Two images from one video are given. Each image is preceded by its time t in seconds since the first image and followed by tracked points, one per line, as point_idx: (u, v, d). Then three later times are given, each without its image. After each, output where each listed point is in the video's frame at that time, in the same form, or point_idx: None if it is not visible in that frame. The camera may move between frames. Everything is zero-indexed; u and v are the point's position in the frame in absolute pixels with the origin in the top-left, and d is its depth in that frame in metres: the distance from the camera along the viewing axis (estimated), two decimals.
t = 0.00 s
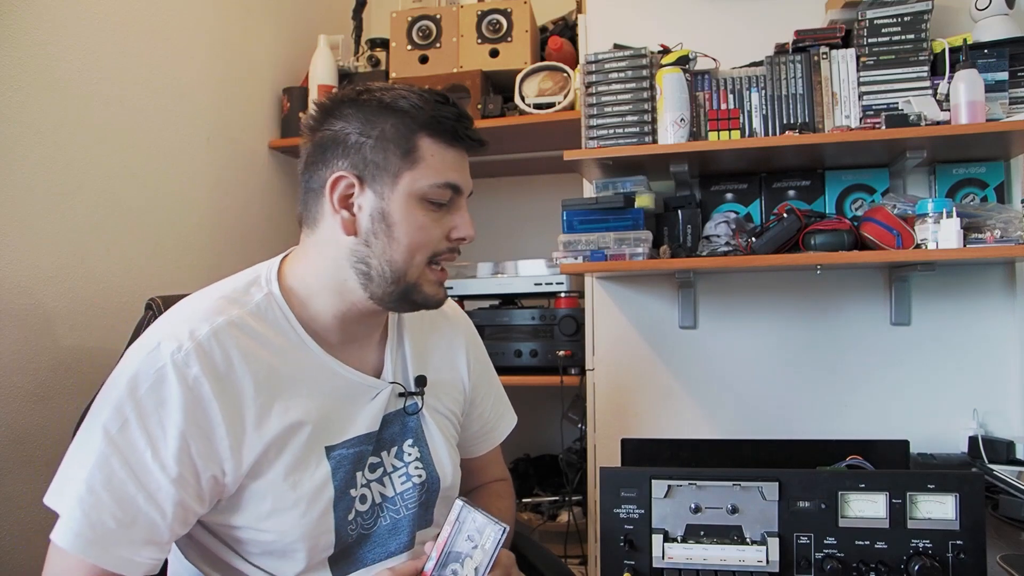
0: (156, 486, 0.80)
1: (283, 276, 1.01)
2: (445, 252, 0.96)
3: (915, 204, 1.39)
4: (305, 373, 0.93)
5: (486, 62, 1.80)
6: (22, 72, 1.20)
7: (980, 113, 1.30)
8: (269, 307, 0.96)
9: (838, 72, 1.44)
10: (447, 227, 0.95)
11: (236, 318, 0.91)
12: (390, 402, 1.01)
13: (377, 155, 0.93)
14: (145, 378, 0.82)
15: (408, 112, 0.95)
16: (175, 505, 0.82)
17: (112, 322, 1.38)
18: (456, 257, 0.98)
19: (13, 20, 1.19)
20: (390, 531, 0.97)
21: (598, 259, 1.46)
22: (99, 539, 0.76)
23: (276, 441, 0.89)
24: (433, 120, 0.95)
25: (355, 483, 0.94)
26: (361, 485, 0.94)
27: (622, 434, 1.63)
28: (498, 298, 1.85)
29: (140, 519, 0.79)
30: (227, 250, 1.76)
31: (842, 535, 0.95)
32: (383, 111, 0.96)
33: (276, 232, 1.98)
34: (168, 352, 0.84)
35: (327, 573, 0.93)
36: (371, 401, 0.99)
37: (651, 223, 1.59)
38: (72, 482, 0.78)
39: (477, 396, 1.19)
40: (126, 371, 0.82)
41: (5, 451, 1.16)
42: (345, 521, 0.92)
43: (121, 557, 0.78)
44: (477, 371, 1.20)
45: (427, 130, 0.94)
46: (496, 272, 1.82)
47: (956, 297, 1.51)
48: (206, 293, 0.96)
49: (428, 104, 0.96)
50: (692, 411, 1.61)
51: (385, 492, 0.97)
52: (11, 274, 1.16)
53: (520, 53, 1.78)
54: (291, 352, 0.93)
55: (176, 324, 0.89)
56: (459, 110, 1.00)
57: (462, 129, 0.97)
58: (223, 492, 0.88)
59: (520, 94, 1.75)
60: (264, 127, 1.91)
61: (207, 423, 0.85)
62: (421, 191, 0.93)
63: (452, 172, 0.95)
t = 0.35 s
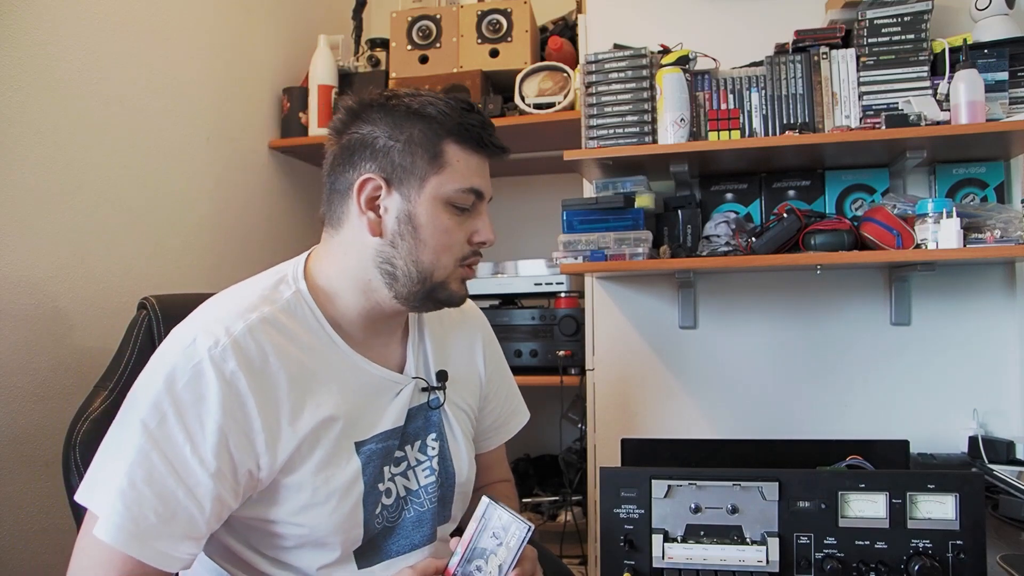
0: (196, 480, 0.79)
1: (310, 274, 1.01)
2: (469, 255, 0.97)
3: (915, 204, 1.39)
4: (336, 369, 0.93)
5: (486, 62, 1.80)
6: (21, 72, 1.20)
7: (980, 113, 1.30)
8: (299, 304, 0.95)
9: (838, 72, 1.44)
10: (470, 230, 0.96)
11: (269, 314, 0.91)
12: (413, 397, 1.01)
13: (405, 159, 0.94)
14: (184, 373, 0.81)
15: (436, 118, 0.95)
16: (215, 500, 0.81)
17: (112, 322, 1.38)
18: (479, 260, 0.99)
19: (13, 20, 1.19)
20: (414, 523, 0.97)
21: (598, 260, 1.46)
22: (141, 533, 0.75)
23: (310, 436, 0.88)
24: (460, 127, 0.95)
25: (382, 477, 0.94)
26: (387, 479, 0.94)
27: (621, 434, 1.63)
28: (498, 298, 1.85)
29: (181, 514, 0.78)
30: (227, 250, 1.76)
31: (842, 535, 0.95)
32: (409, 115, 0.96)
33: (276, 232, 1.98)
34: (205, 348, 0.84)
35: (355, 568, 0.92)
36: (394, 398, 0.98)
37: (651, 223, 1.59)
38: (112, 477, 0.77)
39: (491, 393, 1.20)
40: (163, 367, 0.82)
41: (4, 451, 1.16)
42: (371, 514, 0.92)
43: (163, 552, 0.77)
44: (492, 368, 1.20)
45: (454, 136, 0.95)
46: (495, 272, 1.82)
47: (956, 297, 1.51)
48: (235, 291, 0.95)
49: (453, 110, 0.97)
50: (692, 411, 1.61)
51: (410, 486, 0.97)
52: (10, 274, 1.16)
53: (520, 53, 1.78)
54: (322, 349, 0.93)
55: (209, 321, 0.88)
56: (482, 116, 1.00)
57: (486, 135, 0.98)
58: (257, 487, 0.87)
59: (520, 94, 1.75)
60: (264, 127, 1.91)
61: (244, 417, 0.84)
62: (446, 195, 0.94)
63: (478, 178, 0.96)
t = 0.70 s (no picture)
0: (205, 476, 0.79)
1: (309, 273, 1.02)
2: (349, 239, 0.89)
3: (915, 204, 1.39)
4: (340, 366, 0.94)
5: (486, 62, 1.80)
6: (22, 72, 1.20)
7: (980, 113, 1.30)
8: (302, 302, 0.97)
9: (838, 72, 1.44)
10: (339, 213, 0.90)
11: (273, 313, 0.92)
12: (419, 400, 1.01)
13: (279, 167, 0.96)
14: (190, 370, 0.81)
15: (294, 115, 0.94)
16: (224, 497, 0.80)
17: (112, 322, 1.38)
18: (369, 241, 0.90)
19: (13, 20, 1.19)
20: (422, 527, 0.97)
21: (598, 260, 1.46)
22: (152, 529, 0.74)
23: (315, 432, 0.88)
24: (291, 116, 0.92)
25: (391, 479, 0.93)
26: (396, 483, 0.94)
27: (621, 434, 1.63)
28: (498, 298, 1.85)
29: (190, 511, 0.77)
30: (228, 250, 1.76)
31: (842, 535, 0.95)
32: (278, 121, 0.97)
33: (276, 232, 1.98)
34: (211, 345, 0.84)
35: (362, 567, 0.91)
36: (399, 396, 0.98)
37: (651, 223, 1.59)
38: (121, 475, 0.76)
39: (493, 392, 1.20)
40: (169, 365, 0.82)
41: (4, 451, 1.16)
42: (383, 517, 0.92)
43: (173, 549, 0.76)
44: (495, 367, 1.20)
45: (293, 126, 0.92)
46: (496, 272, 1.82)
47: (956, 297, 1.51)
48: (238, 294, 0.96)
49: (296, 99, 0.93)
50: (692, 411, 1.61)
51: (418, 490, 0.97)
52: (10, 274, 1.16)
53: (520, 53, 1.78)
54: (325, 348, 0.94)
55: (214, 321, 0.89)
56: (336, 84, 0.92)
57: (325, 106, 0.90)
58: (263, 485, 0.86)
59: (520, 94, 1.75)
60: (264, 127, 1.91)
61: (251, 413, 0.84)
62: (302, 186, 0.91)
63: (322, 156, 0.89)
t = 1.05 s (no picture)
0: (172, 477, 0.79)
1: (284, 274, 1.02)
2: (342, 262, 0.90)
3: (915, 204, 1.39)
4: (311, 368, 0.94)
5: (486, 62, 1.80)
6: (23, 72, 1.20)
7: (980, 113, 1.30)
8: (276, 304, 0.97)
9: (838, 72, 1.44)
10: (335, 234, 0.90)
11: (244, 314, 0.92)
12: (395, 404, 1.01)
13: (274, 171, 0.95)
14: (157, 370, 0.82)
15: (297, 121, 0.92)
16: (190, 498, 0.80)
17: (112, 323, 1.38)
18: (361, 265, 0.90)
19: (13, 21, 1.19)
20: (399, 531, 0.97)
21: (598, 259, 1.46)
22: (117, 530, 0.75)
23: (285, 433, 0.88)
24: (296, 126, 0.90)
25: (365, 484, 0.93)
26: (370, 488, 0.93)
27: (622, 434, 1.63)
28: (498, 298, 1.85)
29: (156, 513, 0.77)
30: (228, 250, 1.76)
31: (842, 535, 0.95)
32: (279, 124, 0.96)
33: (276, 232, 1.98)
34: (179, 346, 0.84)
35: (336, 570, 0.92)
36: (375, 400, 0.98)
37: (651, 223, 1.59)
38: (87, 476, 0.76)
39: (475, 396, 1.19)
40: (138, 365, 0.82)
41: (4, 451, 1.16)
42: (357, 523, 0.92)
43: (139, 550, 0.76)
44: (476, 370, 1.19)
45: (297, 137, 0.90)
46: (496, 272, 1.82)
47: (956, 297, 1.51)
48: (211, 294, 0.96)
49: (303, 108, 0.92)
50: (692, 411, 1.61)
51: (394, 494, 0.96)
52: (10, 274, 1.16)
53: (520, 53, 1.78)
54: (297, 349, 0.94)
55: (184, 322, 0.89)
56: (348, 103, 0.91)
57: (335, 126, 0.89)
58: (234, 487, 0.87)
59: (521, 94, 1.75)
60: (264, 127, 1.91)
61: (219, 415, 0.84)
62: (299, 199, 0.90)
63: (325, 175, 0.89)
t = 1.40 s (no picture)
0: (161, 475, 0.79)
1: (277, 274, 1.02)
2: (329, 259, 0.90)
3: (915, 204, 1.39)
4: (301, 367, 0.94)
5: (486, 62, 1.80)
6: (23, 73, 1.20)
7: (980, 113, 1.30)
8: (268, 304, 0.97)
9: (838, 72, 1.44)
10: (322, 233, 0.90)
11: (235, 313, 0.92)
12: (388, 404, 1.01)
13: (262, 169, 0.95)
14: (146, 368, 0.82)
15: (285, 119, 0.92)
16: (180, 495, 0.80)
17: (112, 323, 1.38)
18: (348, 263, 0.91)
19: (13, 21, 1.19)
20: (393, 533, 0.97)
21: (598, 259, 1.46)
22: (106, 527, 0.75)
23: (275, 432, 0.88)
24: (284, 125, 0.90)
25: (357, 486, 0.93)
26: (363, 489, 0.93)
27: (622, 434, 1.63)
28: (498, 298, 1.85)
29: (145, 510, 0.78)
30: (227, 250, 1.76)
31: (842, 535, 0.95)
32: (268, 121, 0.95)
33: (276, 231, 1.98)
34: (169, 344, 0.85)
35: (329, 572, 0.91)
36: (368, 401, 0.98)
37: (651, 222, 1.59)
38: (77, 474, 0.76)
39: (473, 397, 1.19)
40: (128, 364, 0.83)
41: (4, 451, 1.16)
42: (350, 525, 0.91)
43: (128, 547, 0.76)
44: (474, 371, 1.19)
45: (284, 136, 0.90)
46: (496, 272, 1.82)
47: (956, 297, 1.51)
48: (203, 294, 0.97)
49: (291, 107, 0.91)
50: (692, 411, 1.61)
51: (387, 495, 0.96)
52: (10, 274, 1.16)
53: (520, 54, 1.78)
54: (287, 348, 0.94)
55: (174, 321, 0.90)
56: (336, 102, 0.90)
57: (322, 125, 0.88)
58: (224, 486, 0.87)
59: (521, 94, 1.75)
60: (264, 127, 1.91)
61: (207, 413, 0.85)
62: (286, 198, 0.90)
63: (312, 174, 0.88)
